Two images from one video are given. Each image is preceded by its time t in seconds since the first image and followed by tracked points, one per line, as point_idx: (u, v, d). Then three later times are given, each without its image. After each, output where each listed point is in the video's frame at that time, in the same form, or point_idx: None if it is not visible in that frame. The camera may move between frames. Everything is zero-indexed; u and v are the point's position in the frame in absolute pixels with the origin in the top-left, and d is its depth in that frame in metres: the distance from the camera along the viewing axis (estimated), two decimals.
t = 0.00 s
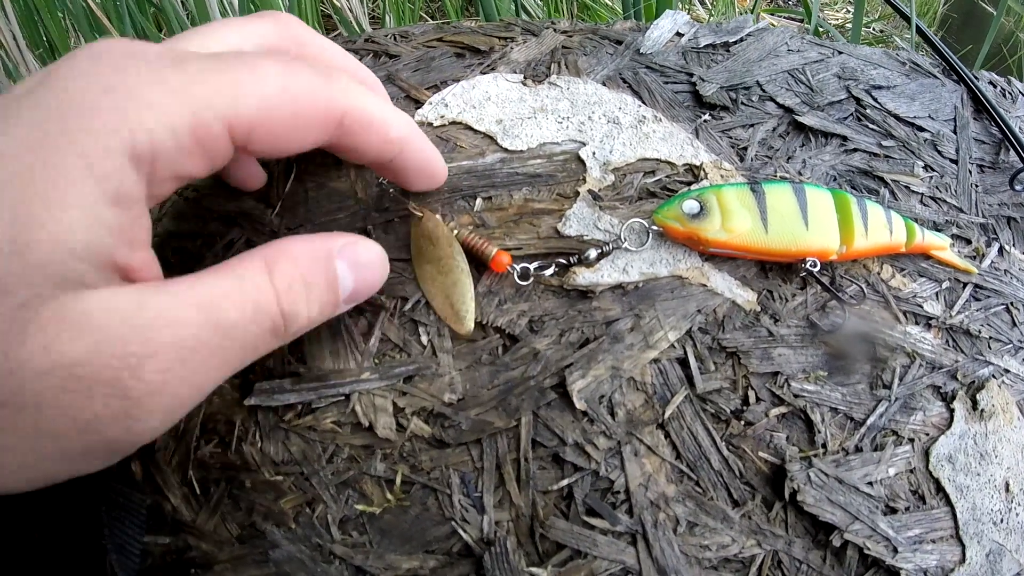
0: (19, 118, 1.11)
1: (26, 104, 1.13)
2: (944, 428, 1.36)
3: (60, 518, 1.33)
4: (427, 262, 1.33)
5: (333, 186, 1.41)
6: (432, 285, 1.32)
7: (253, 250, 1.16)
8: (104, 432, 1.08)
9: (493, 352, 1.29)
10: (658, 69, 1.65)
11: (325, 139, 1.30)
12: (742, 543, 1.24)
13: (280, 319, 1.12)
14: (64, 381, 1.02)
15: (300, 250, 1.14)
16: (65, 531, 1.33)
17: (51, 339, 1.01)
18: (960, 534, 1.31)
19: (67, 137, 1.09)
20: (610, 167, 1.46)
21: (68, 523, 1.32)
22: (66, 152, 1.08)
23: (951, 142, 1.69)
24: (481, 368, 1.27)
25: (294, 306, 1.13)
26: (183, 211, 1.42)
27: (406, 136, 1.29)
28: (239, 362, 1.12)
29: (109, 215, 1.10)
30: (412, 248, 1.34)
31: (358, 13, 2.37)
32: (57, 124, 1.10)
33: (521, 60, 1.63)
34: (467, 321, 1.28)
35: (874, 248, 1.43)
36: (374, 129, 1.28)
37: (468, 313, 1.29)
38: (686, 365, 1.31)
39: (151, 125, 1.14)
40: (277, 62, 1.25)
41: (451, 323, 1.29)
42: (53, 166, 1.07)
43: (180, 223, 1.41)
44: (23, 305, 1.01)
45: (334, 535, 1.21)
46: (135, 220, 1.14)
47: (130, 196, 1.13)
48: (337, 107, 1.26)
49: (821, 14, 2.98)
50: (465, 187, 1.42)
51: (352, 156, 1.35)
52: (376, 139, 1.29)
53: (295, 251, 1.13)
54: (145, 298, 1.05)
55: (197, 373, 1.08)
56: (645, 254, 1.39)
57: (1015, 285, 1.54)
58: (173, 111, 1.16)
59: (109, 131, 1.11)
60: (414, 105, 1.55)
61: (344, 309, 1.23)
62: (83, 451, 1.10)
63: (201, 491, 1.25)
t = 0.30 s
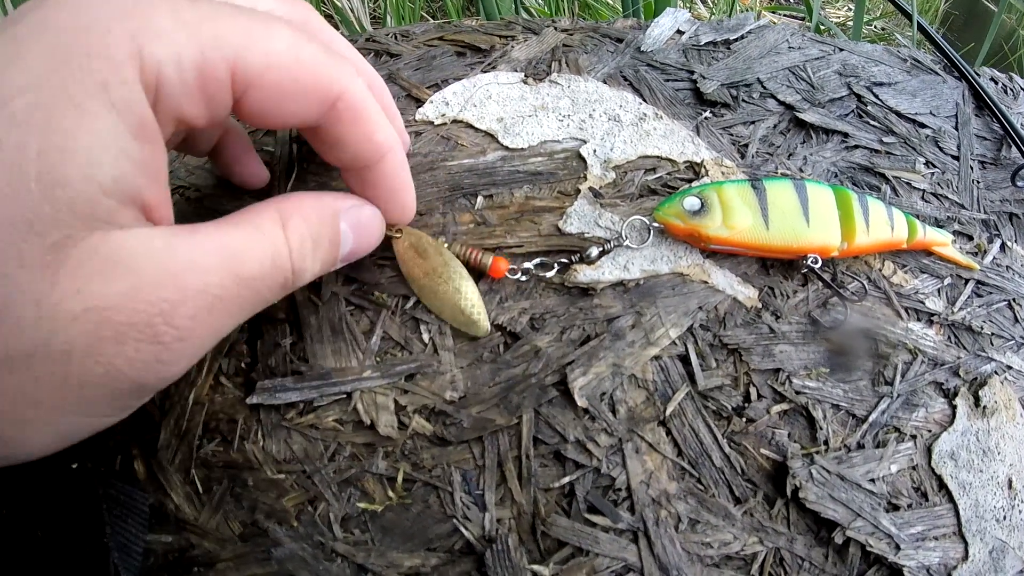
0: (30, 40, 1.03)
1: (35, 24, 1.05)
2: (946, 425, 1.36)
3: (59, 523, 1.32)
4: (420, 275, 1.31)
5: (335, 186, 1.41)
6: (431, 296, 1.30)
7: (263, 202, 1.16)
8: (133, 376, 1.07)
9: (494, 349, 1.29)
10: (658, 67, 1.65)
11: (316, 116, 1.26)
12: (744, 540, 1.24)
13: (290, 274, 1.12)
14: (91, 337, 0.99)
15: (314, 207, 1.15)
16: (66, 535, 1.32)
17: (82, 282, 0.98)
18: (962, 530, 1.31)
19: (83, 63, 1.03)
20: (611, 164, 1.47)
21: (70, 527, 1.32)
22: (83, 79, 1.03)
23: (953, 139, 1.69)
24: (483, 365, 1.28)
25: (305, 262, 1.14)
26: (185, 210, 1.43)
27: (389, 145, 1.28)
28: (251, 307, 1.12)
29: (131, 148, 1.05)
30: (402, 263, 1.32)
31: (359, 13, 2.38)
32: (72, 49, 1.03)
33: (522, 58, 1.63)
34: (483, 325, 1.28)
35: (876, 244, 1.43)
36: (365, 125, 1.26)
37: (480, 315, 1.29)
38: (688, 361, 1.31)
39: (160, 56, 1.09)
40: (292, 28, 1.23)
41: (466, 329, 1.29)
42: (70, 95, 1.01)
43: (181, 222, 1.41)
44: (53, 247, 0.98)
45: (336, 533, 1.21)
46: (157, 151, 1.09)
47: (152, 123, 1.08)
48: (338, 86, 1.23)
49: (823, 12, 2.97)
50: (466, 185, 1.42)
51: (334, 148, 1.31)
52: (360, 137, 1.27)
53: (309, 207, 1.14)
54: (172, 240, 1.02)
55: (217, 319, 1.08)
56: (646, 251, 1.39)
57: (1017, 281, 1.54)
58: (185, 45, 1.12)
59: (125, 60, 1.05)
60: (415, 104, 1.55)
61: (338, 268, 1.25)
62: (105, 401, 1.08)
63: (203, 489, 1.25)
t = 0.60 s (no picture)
0: None
1: None
2: (946, 427, 1.36)
3: (55, 533, 1.29)
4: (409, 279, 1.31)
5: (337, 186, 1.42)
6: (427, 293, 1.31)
7: (233, 253, 1.15)
8: (111, 456, 1.07)
9: (496, 350, 1.29)
10: (659, 69, 1.65)
11: (280, 154, 1.24)
12: (744, 541, 1.24)
13: (266, 333, 1.13)
14: (74, 429, 1.01)
15: (287, 262, 1.14)
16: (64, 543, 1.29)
17: (61, 381, 0.99)
18: (962, 532, 1.31)
19: (32, 154, 1.00)
20: (612, 166, 1.47)
21: (66, 535, 1.29)
22: (32, 172, 0.99)
23: (952, 142, 1.70)
24: (484, 366, 1.28)
25: (279, 320, 1.14)
26: (186, 209, 1.43)
27: (354, 168, 1.27)
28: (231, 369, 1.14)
29: (87, 230, 1.02)
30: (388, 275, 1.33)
31: (360, 14, 2.38)
32: (21, 136, 1.00)
33: (523, 60, 1.63)
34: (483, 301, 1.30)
35: (875, 247, 1.44)
36: (331, 154, 1.24)
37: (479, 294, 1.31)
38: (688, 363, 1.32)
39: (114, 131, 1.06)
40: (247, 66, 1.19)
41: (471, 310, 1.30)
42: (20, 195, 0.98)
43: (182, 222, 1.41)
44: (26, 354, 0.98)
45: (336, 533, 1.21)
46: (119, 227, 1.06)
47: (110, 204, 1.05)
48: (301, 122, 1.21)
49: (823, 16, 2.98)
50: (467, 186, 1.42)
51: (300, 179, 1.28)
52: (323, 166, 1.25)
53: (282, 264, 1.13)
54: (146, 323, 1.04)
55: (196, 392, 1.10)
56: (647, 253, 1.40)
57: (1016, 284, 1.54)
58: (137, 115, 1.08)
59: (76, 145, 1.02)
60: (416, 105, 1.55)
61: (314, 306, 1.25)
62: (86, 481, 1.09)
63: (203, 490, 1.25)
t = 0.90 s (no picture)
0: None
1: None
2: (944, 427, 1.37)
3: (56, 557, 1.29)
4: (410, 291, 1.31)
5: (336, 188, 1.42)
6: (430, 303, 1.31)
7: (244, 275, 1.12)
8: (107, 486, 1.02)
9: (494, 351, 1.30)
10: (657, 70, 1.65)
11: (282, 157, 1.20)
12: (742, 541, 1.24)
13: (279, 356, 1.11)
14: (66, 457, 0.97)
15: (300, 281, 1.12)
16: (71, 551, 1.28)
17: (55, 408, 0.95)
18: (960, 531, 1.31)
19: (22, 163, 0.93)
20: (610, 167, 1.47)
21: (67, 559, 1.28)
22: (23, 183, 0.92)
23: (949, 143, 1.70)
24: (483, 367, 1.28)
25: (293, 342, 1.12)
26: (185, 211, 1.43)
27: (360, 180, 1.28)
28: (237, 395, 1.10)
29: (80, 246, 0.96)
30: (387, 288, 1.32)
31: (359, 15, 2.38)
32: (11, 143, 0.93)
33: (522, 61, 1.64)
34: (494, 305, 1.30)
35: (873, 247, 1.44)
36: (335, 162, 1.24)
37: (487, 299, 1.29)
38: (686, 364, 1.32)
39: (112, 141, 0.99)
40: (252, 66, 1.13)
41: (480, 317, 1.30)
42: (11, 207, 0.92)
43: (181, 223, 1.41)
44: (19, 374, 0.93)
45: (335, 534, 1.21)
46: (114, 240, 1.00)
47: (106, 216, 0.98)
48: (308, 126, 1.18)
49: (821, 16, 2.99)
50: (466, 187, 1.43)
51: (299, 184, 1.28)
52: (329, 177, 1.25)
53: (296, 283, 1.12)
54: (149, 349, 1.00)
55: (202, 419, 1.06)
56: (645, 254, 1.40)
57: (1014, 284, 1.55)
58: (137, 122, 1.01)
59: (70, 156, 0.95)
60: (415, 106, 1.55)
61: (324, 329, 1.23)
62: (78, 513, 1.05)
63: (202, 491, 1.25)
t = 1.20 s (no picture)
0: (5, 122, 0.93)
1: (12, 105, 0.95)
2: (943, 427, 1.38)
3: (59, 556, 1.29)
4: (426, 282, 1.31)
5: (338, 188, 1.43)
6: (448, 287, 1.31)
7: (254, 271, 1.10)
8: (113, 482, 0.99)
9: (497, 350, 1.30)
10: (659, 71, 1.66)
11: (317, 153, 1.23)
12: (743, 540, 1.25)
13: (294, 347, 1.08)
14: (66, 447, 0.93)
15: (311, 273, 1.10)
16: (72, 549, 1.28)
17: (60, 394, 0.91)
18: (959, 531, 1.32)
19: (66, 149, 0.93)
20: (612, 167, 1.48)
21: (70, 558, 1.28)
22: (65, 169, 0.92)
23: (949, 145, 1.71)
24: (485, 366, 1.29)
25: (308, 335, 1.09)
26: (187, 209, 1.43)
27: (384, 183, 1.31)
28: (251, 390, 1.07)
29: (115, 240, 0.94)
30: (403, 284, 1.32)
31: (359, 15, 2.38)
32: (57, 131, 0.93)
33: (524, 61, 1.64)
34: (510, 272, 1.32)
35: (873, 248, 1.45)
36: (365, 160, 1.27)
37: (500, 270, 1.31)
38: (687, 363, 1.33)
39: (158, 136, 1.00)
40: (293, 67, 1.16)
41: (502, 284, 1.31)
42: (50, 188, 0.91)
43: (183, 221, 1.41)
44: (28, 358, 0.89)
45: (337, 532, 1.21)
46: (140, 238, 0.99)
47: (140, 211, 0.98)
48: (346, 122, 1.20)
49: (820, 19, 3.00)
50: (468, 187, 1.43)
51: (328, 181, 1.30)
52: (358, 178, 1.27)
53: (306, 275, 1.09)
54: (158, 337, 0.97)
55: (214, 410, 1.02)
56: (646, 254, 1.41)
57: (1013, 285, 1.55)
58: (183, 118, 1.03)
59: (115, 145, 0.96)
60: (417, 106, 1.55)
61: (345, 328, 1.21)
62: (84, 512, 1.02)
63: (204, 489, 1.25)
